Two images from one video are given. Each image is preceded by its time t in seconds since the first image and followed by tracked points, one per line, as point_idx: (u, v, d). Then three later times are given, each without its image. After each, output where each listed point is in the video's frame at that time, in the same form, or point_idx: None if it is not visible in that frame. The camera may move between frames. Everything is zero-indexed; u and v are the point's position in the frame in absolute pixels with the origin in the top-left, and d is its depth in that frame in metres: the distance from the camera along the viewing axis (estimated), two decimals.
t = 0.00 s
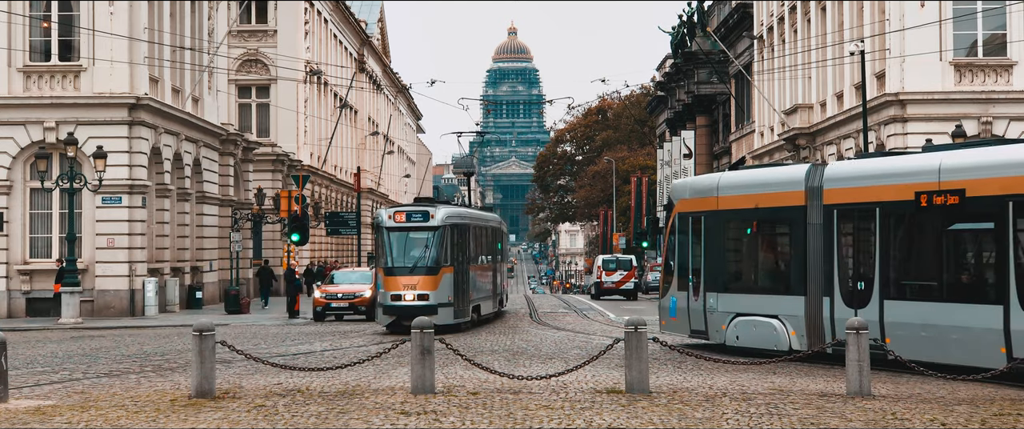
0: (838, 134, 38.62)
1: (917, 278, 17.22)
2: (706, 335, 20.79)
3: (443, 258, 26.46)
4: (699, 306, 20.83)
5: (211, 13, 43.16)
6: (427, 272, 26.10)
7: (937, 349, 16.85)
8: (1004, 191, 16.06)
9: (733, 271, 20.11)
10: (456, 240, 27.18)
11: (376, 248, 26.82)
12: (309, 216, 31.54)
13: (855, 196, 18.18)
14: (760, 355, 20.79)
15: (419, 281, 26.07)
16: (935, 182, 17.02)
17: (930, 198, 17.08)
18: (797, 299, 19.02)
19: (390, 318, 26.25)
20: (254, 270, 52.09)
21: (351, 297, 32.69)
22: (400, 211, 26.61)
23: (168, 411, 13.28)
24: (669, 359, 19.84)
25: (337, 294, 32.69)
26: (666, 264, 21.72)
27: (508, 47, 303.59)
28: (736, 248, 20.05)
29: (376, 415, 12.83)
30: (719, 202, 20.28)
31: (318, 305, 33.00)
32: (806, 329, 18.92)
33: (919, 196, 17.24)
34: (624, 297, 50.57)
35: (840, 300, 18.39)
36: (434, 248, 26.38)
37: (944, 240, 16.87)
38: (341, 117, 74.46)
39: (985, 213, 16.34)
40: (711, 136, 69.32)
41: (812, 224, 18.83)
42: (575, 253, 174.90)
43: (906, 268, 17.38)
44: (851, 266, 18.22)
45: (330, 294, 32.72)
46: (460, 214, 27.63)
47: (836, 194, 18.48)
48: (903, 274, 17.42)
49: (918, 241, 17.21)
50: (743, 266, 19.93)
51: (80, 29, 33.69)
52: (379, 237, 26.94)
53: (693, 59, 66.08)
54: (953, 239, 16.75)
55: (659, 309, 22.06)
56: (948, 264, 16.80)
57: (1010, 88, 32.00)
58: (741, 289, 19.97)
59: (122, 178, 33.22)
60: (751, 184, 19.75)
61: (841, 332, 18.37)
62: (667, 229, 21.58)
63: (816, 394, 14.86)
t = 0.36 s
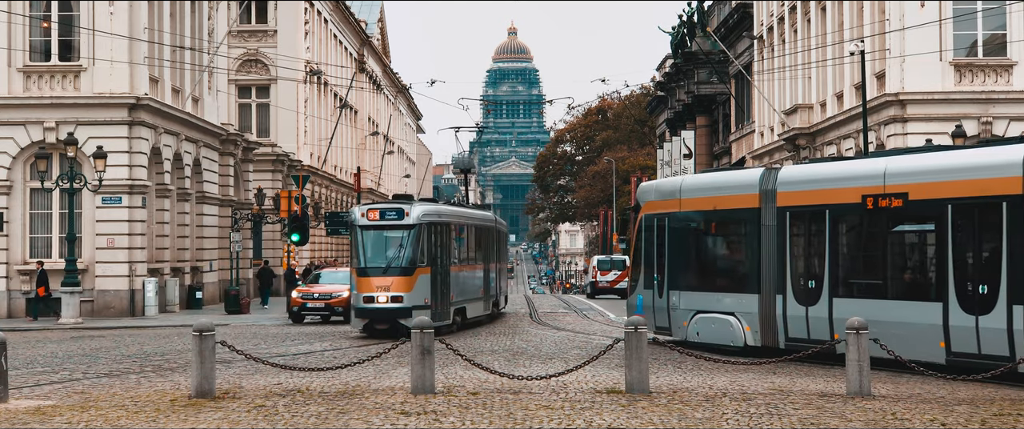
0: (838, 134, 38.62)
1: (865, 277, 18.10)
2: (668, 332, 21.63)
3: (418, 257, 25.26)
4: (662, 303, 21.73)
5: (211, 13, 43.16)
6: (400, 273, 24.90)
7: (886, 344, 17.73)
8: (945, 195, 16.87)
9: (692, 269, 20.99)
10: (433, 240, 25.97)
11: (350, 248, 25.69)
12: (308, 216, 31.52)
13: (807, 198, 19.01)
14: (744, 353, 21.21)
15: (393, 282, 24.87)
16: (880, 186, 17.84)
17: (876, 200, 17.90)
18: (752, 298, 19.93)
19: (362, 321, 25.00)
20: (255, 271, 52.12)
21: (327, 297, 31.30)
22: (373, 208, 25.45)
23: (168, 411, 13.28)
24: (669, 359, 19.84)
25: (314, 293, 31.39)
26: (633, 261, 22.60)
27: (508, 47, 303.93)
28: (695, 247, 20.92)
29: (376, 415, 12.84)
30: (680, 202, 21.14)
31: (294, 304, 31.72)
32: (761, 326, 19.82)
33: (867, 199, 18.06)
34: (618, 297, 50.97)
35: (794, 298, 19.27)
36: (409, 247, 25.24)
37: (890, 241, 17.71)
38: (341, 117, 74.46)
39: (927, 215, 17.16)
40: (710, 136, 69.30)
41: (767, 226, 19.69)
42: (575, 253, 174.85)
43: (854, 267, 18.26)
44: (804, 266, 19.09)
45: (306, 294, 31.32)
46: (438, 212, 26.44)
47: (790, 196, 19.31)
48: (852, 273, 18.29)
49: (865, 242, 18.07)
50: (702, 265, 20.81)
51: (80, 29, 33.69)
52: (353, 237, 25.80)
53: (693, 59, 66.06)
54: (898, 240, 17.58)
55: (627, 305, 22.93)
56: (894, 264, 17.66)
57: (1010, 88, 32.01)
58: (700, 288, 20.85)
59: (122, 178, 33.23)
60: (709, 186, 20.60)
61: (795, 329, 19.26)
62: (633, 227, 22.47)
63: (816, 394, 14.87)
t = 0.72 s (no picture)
0: (838, 134, 38.62)
1: (815, 276, 18.77)
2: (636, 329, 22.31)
3: (386, 257, 23.84)
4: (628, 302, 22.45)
5: (211, 13, 43.17)
6: (367, 274, 23.50)
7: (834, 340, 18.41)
8: (891, 198, 17.52)
9: (658, 267, 21.71)
10: (405, 238, 24.55)
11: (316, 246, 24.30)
12: (308, 217, 31.52)
13: (762, 201, 19.68)
14: (732, 353, 21.58)
15: (359, 284, 23.49)
16: (829, 189, 18.48)
17: (826, 202, 18.54)
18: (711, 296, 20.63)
19: (328, 324, 23.69)
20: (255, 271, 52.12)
21: (294, 301, 30.07)
22: (340, 205, 23.99)
23: (168, 411, 13.28)
24: (668, 360, 19.85)
25: (280, 297, 30.15)
26: (605, 261, 23.30)
27: (508, 47, 304.13)
28: (660, 247, 21.63)
29: (376, 415, 12.84)
30: (647, 204, 21.85)
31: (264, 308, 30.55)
32: (719, 323, 20.54)
33: (817, 202, 18.70)
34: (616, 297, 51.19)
35: (749, 296, 19.96)
36: (377, 246, 23.79)
37: (838, 241, 18.38)
38: (341, 117, 74.44)
39: (874, 217, 17.81)
40: (711, 136, 69.29)
41: (725, 227, 20.38)
42: (575, 252, 174.84)
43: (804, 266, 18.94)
44: (759, 265, 19.76)
45: (272, 298, 30.14)
46: (412, 210, 24.99)
47: (746, 199, 19.96)
48: (802, 272, 18.96)
49: (814, 243, 18.75)
50: (667, 264, 21.54)
51: (80, 29, 33.68)
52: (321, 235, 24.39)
53: (693, 59, 66.03)
54: (847, 240, 18.24)
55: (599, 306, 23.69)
56: (844, 263, 18.31)
57: (1010, 88, 32.01)
58: (665, 286, 21.58)
59: (123, 178, 33.23)
60: (672, 189, 21.30)
61: (750, 325, 19.94)
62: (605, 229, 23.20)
63: (816, 394, 14.87)
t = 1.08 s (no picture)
0: (838, 134, 38.62)
1: (772, 274, 19.84)
2: (611, 325, 23.92)
3: (347, 258, 22.72)
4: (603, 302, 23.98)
5: (211, 13, 43.16)
6: (324, 275, 22.43)
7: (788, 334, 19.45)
8: (840, 201, 18.54)
9: (629, 268, 23.06)
10: (367, 236, 23.35)
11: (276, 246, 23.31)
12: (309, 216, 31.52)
13: (725, 202, 20.79)
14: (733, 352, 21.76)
15: (316, 285, 22.44)
16: (785, 191, 19.54)
17: (783, 205, 19.62)
18: (675, 293, 21.85)
19: (284, 327, 22.68)
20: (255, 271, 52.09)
21: (249, 302, 29.42)
22: (298, 202, 22.94)
23: (168, 411, 13.28)
24: (669, 360, 19.84)
25: (236, 298, 29.65)
26: (583, 261, 24.69)
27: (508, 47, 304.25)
28: (632, 247, 22.95)
29: (376, 415, 12.84)
30: (621, 205, 23.18)
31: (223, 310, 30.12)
32: (683, 320, 21.70)
33: (773, 203, 19.79)
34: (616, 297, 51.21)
35: (712, 294, 21.07)
36: (336, 245, 22.68)
37: (791, 241, 19.45)
38: (341, 117, 74.41)
39: (826, 219, 18.83)
40: (710, 136, 69.28)
41: (688, 227, 21.51)
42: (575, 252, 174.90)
43: (762, 266, 20.01)
44: (719, 264, 20.89)
45: (229, 299, 29.64)
46: (377, 207, 23.74)
47: (710, 200, 21.07)
48: (761, 270, 20.01)
49: (772, 243, 19.81)
50: (638, 264, 22.83)
51: (80, 29, 33.68)
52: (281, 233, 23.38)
53: (693, 59, 66.02)
54: (798, 240, 19.31)
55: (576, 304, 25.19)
56: (797, 263, 19.34)
57: (1010, 88, 32.01)
58: (635, 286, 22.91)
59: (122, 178, 33.23)
60: (641, 191, 22.63)
61: (711, 321, 21.07)
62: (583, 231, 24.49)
63: (816, 394, 14.86)
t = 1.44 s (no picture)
0: (838, 134, 38.63)
1: (730, 274, 20.72)
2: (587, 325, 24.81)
3: (297, 258, 20.93)
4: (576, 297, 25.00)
5: (211, 13, 43.15)
6: (272, 276, 20.68)
7: (745, 331, 20.37)
8: (791, 203, 19.43)
9: (602, 268, 23.96)
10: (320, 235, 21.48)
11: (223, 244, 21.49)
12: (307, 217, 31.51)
13: (686, 204, 21.61)
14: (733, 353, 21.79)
15: (263, 287, 20.68)
16: (743, 194, 20.37)
17: (740, 207, 20.45)
18: (643, 292, 22.75)
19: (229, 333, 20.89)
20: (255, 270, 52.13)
21: (196, 303, 27.71)
22: (245, 198, 21.09)
23: (169, 411, 13.28)
24: (669, 360, 19.85)
25: (183, 299, 27.87)
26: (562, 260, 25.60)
27: (508, 47, 304.35)
28: (604, 247, 23.83)
29: (376, 415, 12.84)
30: (592, 206, 24.14)
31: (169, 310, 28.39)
32: (649, 317, 22.62)
33: (731, 205, 20.64)
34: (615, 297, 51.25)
35: (676, 292, 21.94)
36: (286, 243, 20.90)
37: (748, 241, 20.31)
38: (341, 117, 74.42)
39: (781, 220, 19.65)
40: (711, 136, 69.28)
41: (654, 228, 22.37)
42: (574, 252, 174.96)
43: (722, 265, 20.87)
44: (683, 263, 21.76)
45: (175, 299, 27.91)
46: (332, 204, 21.91)
47: (673, 202, 21.93)
48: (720, 270, 20.90)
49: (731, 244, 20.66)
50: (610, 264, 23.71)
51: (80, 29, 33.67)
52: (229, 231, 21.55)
53: (693, 59, 66.04)
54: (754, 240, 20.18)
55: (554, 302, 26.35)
56: (753, 263, 20.21)
57: (1010, 88, 32.03)
58: (607, 285, 23.83)
59: (123, 178, 33.23)
60: (611, 193, 23.56)
61: (675, 319, 21.93)
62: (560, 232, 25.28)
63: (816, 394, 14.86)
